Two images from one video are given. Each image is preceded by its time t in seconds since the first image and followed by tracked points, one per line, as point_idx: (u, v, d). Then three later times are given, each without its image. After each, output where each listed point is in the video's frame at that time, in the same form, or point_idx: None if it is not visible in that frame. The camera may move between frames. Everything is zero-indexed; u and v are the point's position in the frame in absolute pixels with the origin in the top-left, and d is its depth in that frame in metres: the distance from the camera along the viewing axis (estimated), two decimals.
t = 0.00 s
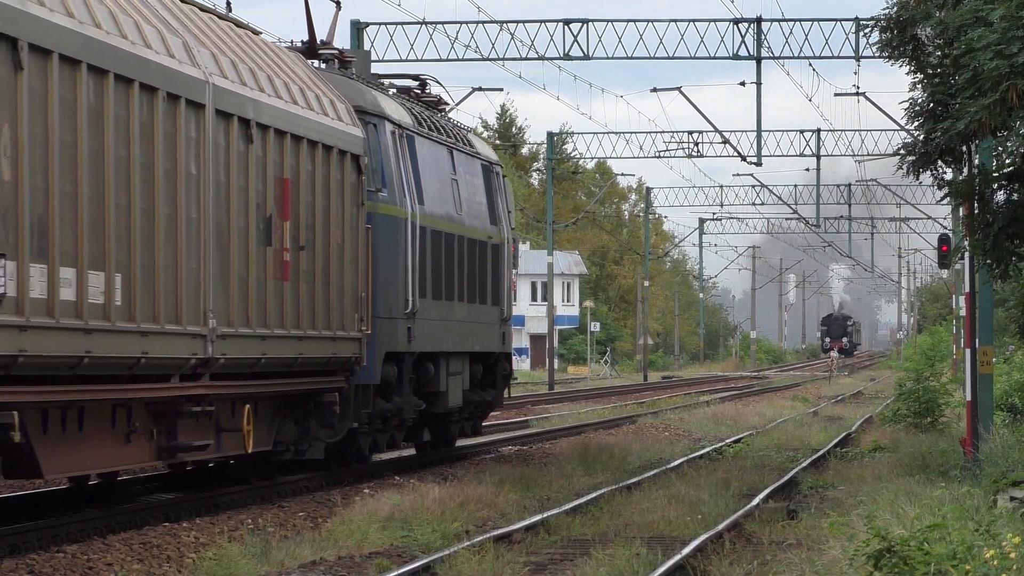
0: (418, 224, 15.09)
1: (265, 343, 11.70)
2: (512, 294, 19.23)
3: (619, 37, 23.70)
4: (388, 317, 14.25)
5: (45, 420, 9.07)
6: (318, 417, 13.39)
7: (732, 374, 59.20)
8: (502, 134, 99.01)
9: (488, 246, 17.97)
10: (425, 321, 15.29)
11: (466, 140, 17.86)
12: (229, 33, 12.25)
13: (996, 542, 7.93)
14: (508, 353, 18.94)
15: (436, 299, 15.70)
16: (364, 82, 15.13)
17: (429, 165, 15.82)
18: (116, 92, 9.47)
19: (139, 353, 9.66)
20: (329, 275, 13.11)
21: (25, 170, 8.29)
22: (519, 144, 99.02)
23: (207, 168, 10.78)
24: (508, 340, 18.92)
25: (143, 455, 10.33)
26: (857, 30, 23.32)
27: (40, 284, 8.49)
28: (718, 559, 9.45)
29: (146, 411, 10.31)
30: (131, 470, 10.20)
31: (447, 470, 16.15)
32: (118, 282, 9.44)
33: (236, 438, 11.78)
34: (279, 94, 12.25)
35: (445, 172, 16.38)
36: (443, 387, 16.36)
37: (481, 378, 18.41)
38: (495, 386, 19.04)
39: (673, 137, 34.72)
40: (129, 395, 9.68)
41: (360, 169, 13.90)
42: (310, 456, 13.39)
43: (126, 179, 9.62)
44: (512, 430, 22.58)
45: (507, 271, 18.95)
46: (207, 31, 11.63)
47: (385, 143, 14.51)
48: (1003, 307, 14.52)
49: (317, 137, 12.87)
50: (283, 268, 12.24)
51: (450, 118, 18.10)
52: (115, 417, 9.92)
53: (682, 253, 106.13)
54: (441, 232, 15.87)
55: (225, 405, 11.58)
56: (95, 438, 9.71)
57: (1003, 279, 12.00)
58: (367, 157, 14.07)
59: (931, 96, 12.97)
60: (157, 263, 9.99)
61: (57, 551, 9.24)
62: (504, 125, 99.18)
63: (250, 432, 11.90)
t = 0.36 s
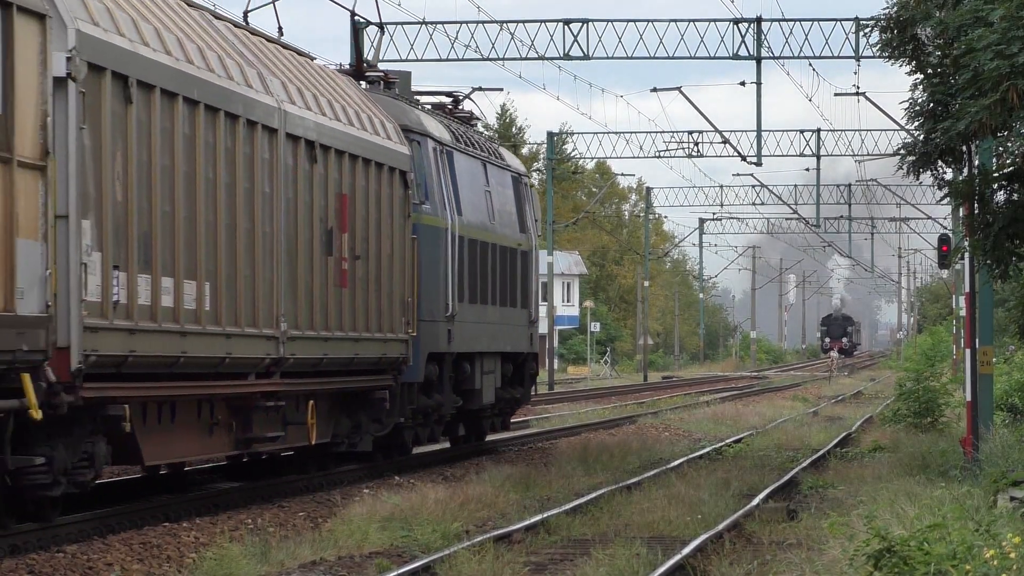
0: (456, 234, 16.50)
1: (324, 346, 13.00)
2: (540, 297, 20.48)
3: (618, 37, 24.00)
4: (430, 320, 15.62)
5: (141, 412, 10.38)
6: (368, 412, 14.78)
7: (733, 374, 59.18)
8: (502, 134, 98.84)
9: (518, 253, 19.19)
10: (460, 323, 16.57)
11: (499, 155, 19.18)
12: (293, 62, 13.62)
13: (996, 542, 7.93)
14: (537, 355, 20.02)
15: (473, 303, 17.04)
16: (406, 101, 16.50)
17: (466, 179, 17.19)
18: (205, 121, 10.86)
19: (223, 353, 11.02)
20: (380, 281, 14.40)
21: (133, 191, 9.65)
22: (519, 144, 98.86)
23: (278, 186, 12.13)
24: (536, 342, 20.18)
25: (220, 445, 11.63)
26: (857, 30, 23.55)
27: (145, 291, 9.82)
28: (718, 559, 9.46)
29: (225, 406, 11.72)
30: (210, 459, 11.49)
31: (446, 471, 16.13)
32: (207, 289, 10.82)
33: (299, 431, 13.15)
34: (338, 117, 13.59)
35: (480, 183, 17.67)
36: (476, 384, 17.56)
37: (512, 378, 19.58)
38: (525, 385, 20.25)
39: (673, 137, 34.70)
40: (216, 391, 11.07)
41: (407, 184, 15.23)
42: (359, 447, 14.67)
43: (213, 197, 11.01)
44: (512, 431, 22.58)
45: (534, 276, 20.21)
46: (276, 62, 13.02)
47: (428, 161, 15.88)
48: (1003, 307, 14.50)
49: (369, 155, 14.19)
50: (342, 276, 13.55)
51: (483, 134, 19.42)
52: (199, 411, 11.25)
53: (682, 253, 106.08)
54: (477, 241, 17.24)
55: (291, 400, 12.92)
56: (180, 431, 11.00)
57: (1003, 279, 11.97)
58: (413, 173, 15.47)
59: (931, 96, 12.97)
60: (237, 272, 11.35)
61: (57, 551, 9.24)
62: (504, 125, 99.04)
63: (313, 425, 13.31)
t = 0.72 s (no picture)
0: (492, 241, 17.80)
1: (376, 346, 14.35)
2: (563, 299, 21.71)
3: (618, 38, 24.75)
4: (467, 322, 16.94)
5: (222, 407, 11.68)
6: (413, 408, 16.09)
7: (733, 374, 59.20)
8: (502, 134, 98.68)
9: (544, 259, 20.42)
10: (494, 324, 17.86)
11: (528, 165, 20.45)
12: (348, 86, 15.03)
13: (996, 542, 7.94)
14: (561, 355, 21.25)
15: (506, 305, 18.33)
16: (445, 118, 17.79)
17: (500, 190, 18.47)
18: (278, 144, 12.28)
19: (292, 355, 12.42)
20: (424, 286, 15.77)
21: (219, 209, 11.01)
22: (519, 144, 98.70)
23: (337, 201, 13.51)
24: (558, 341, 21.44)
25: (284, 437, 12.94)
26: (855, 30, 24.29)
27: (228, 298, 11.19)
28: (718, 559, 9.45)
29: (293, 402, 13.09)
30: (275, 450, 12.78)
31: (446, 471, 16.09)
32: (279, 296, 12.22)
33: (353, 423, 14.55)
34: (387, 136, 14.95)
35: (512, 194, 18.92)
36: (507, 382, 18.78)
37: (537, 376, 20.82)
38: (547, 383, 21.50)
39: (673, 137, 36.21)
40: (283, 387, 12.44)
41: (448, 196, 16.57)
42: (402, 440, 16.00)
43: (282, 210, 12.38)
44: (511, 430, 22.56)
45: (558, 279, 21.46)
46: (332, 86, 14.38)
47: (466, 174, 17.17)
48: (1003, 307, 14.50)
49: (416, 171, 15.54)
50: (392, 282, 14.94)
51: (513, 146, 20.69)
52: (268, 407, 12.59)
53: (682, 253, 106.03)
54: (510, 249, 18.55)
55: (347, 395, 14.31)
56: (252, 425, 12.31)
57: (1003, 279, 11.96)
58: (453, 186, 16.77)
59: (931, 96, 12.95)
60: (304, 279, 12.74)
61: (58, 551, 9.24)
62: (504, 124, 98.91)
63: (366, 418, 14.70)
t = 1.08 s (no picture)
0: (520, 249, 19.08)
1: (421, 345, 15.69)
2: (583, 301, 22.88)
3: (619, 37, 25.02)
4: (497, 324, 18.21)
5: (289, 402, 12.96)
6: (449, 404, 17.30)
7: (733, 374, 59.12)
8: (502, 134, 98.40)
9: (567, 264, 21.70)
10: (524, 324, 19.24)
11: (552, 176, 21.72)
12: (396, 107, 16.39)
13: (996, 542, 7.94)
14: (581, 353, 22.46)
15: (533, 308, 19.59)
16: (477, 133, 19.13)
17: (527, 200, 19.77)
18: (338, 164, 13.66)
19: (349, 354, 13.76)
20: (461, 289, 17.13)
21: (289, 222, 12.43)
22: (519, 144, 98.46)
23: (387, 213, 14.88)
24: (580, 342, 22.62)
25: (340, 430, 14.26)
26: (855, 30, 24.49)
27: (297, 304, 12.55)
28: (718, 559, 9.46)
29: (348, 399, 14.42)
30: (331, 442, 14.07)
31: (446, 471, 16.08)
32: (337, 302, 13.54)
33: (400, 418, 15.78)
34: (430, 152, 16.32)
35: (538, 203, 20.22)
36: (536, 380, 20.12)
37: (562, 374, 22.10)
38: (572, 378, 22.82)
39: (673, 137, 36.82)
40: (344, 385, 13.78)
41: (483, 208, 17.90)
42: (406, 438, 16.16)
43: (340, 225, 13.74)
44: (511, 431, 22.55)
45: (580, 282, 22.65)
46: (383, 107, 15.75)
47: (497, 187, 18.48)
48: (1003, 307, 14.49)
49: (454, 185, 16.90)
50: (434, 287, 16.27)
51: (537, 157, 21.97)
52: (328, 403, 13.93)
53: (682, 253, 105.86)
54: (536, 256, 19.84)
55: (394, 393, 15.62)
56: (314, 419, 13.63)
57: (1003, 279, 11.97)
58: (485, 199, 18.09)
59: (931, 96, 12.96)
60: (359, 285, 14.14)
61: (57, 551, 9.25)
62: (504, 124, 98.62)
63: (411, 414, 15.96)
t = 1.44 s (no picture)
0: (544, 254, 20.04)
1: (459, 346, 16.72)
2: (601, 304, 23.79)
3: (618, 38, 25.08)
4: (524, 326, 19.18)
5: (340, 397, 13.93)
6: (480, 401, 18.29)
7: (733, 374, 59.09)
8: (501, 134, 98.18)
9: (589, 269, 22.64)
10: (549, 327, 20.34)
11: (574, 184, 22.69)
12: (439, 124, 17.50)
13: (996, 542, 7.93)
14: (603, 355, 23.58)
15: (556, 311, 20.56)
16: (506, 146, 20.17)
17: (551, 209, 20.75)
18: (390, 179, 14.80)
19: (398, 353, 14.82)
20: (496, 293, 18.10)
21: (346, 233, 13.49)
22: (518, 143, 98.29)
23: (431, 223, 16.00)
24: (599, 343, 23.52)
25: (387, 425, 15.25)
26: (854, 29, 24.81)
27: (353, 308, 13.63)
28: (718, 559, 9.45)
29: (396, 394, 15.45)
30: (379, 435, 15.09)
31: (446, 471, 16.06)
32: (387, 305, 14.59)
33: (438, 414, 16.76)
34: (470, 166, 17.38)
35: (561, 212, 21.20)
36: (559, 379, 21.13)
37: (582, 374, 23.06)
38: (591, 379, 23.79)
39: (673, 137, 36.89)
40: (395, 381, 14.83)
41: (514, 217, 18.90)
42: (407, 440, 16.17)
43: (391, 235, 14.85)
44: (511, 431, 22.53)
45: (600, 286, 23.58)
46: (428, 125, 16.85)
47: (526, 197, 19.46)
48: (1003, 307, 14.48)
49: (491, 197, 17.97)
50: (472, 292, 17.31)
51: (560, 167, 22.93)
52: (376, 399, 14.95)
53: (682, 253, 105.77)
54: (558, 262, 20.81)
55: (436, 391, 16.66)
56: (363, 412, 14.65)
57: (1003, 279, 11.96)
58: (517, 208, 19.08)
59: (931, 96, 12.96)
60: (407, 289, 15.18)
61: (57, 550, 9.24)
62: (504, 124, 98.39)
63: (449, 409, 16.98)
